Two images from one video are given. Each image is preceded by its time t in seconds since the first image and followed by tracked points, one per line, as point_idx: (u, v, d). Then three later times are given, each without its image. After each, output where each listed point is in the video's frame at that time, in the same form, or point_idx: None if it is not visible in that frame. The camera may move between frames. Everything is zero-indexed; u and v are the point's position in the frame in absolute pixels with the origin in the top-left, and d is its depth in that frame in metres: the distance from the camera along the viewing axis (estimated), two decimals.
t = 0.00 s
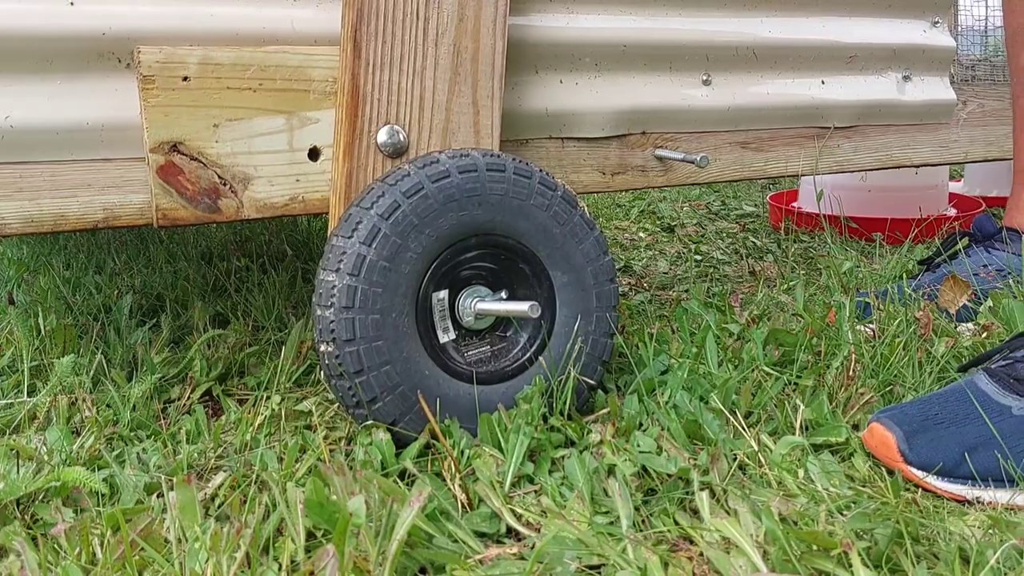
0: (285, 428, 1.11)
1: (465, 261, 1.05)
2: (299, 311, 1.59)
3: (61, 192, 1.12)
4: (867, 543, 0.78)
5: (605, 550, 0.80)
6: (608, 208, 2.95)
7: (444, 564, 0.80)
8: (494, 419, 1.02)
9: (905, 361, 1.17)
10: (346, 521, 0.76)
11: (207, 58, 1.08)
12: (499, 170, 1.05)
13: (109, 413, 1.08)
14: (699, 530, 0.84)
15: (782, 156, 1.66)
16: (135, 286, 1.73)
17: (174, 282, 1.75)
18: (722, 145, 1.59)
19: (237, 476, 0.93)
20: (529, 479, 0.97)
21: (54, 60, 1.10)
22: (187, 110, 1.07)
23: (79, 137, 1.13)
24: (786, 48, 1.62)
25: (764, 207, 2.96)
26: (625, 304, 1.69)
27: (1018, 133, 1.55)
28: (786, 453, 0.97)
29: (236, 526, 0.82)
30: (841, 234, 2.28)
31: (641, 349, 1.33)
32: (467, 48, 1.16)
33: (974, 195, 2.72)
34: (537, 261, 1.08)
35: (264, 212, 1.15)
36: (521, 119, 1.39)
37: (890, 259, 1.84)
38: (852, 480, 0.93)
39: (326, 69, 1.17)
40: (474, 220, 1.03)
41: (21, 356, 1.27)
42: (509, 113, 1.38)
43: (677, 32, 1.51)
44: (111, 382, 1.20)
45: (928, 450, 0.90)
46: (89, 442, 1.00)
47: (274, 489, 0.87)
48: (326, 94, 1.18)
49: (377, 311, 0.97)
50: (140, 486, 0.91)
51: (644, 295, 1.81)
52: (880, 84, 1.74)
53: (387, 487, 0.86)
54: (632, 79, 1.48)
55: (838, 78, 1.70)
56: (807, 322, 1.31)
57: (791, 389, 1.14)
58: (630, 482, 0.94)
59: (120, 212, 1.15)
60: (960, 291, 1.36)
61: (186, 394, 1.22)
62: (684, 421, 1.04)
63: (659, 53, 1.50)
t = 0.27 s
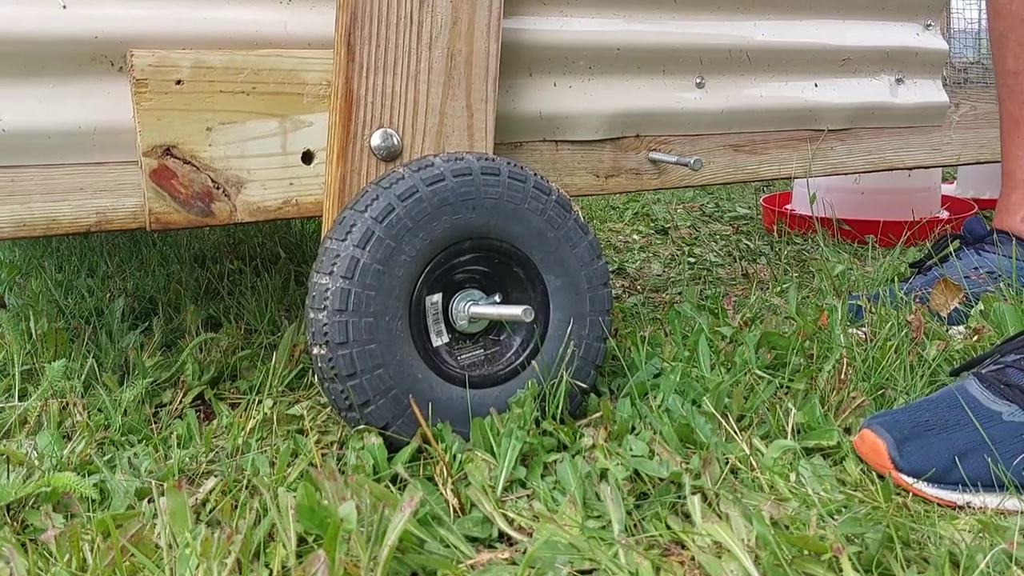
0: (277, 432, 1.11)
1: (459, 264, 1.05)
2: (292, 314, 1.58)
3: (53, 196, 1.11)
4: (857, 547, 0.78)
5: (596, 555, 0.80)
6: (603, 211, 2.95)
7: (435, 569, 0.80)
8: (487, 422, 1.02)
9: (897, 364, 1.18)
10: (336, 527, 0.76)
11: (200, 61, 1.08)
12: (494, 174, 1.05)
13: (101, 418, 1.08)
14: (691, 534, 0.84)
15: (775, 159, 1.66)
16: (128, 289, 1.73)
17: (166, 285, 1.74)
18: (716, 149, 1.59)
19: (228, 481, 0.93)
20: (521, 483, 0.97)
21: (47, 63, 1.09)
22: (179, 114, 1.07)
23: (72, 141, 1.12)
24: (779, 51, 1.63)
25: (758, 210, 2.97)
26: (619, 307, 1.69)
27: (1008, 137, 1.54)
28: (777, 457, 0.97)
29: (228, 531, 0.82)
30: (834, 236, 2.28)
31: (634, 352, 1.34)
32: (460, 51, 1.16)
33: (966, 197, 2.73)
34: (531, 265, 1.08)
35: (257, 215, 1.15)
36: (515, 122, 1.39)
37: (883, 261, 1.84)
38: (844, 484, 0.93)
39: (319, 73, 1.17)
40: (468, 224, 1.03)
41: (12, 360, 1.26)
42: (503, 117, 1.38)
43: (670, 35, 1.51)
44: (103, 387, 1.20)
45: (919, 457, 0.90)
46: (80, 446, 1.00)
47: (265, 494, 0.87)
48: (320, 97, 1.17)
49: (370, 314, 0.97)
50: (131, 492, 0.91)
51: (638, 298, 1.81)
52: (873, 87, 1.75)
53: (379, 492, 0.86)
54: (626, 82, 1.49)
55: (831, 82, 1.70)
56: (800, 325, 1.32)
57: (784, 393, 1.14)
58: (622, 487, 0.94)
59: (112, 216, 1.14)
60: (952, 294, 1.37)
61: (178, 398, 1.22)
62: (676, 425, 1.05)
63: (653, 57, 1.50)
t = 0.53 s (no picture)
0: (274, 441, 1.11)
1: (455, 274, 1.05)
2: (289, 322, 1.58)
3: (48, 207, 1.11)
4: (852, 560, 0.79)
5: (592, 566, 0.80)
6: (599, 215, 2.96)
7: None
8: (483, 432, 1.02)
9: (892, 373, 1.18)
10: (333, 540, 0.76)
11: (196, 71, 1.08)
12: (490, 184, 1.06)
13: (97, 428, 1.08)
14: (687, 546, 0.84)
15: (771, 166, 1.66)
16: (125, 297, 1.73)
17: (163, 292, 1.74)
18: (711, 156, 1.60)
19: (225, 492, 0.93)
20: (517, 493, 0.97)
21: (42, 74, 1.10)
22: (175, 124, 1.07)
23: (67, 151, 1.12)
24: (774, 58, 1.63)
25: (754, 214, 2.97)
26: (615, 314, 1.69)
27: (1003, 144, 1.55)
28: (773, 467, 0.97)
29: (224, 544, 0.82)
30: (830, 241, 2.29)
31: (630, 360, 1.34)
32: (455, 60, 1.17)
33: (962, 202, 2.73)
34: (526, 274, 1.08)
35: (254, 225, 1.15)
36: (510, 130, 1.40)
37: (878, 268, 1.85)
38: (839, 494, 0.94)
39: (315, 83, 1.17)
40: (465, 234, 1.03)
41: (8, 370, 1.26)
42: (498, 125, 1.38)
43: (665, 43, 1.51)
44: (99, 397, 1.20)
45: (912, 467, 0.91)
46: (77, 457, 1.00)
47: (262, 507, 0.87)
48: (316, 107, 1.17)
49: (367, 324, 0.97)
50: (127, 504, 0.91)
51: (634, 304, 1.82)
52: (868, 93, 1.75)
53: (375, 504, 0.85)
54: (621, 90, 1.49)
55: (826, 88, 1.71)
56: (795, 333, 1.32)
57: (779, 401, 1.15)
58: (618, 497, 0.94)
59: (107, 226, 1.14)
60: (946, 301, 1.38)
61: (174, 408, 1.22)
62: (672, 434, 1.05)
63: (648, 64, 1.50)
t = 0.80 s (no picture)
0: (275, 454, 1.11)
1: (456, 287, 1.05)
2: (290, 331, 1.58)
3: (49, 220, 1.12)
4: None
5: None
6: (599, 220, 2.96)
7: None
8: (484, 446, 1.02)
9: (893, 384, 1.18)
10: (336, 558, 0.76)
11: (197, 85, 1.08)
12: (491, 197, 1.06)
13: (98, 442, 1.08)
14: (689, 562, 0.85)
15: (771, 174, 1.67)
16: (125, 305, 1.73)
17: (163, 301, 1.74)
18: (711, 165, 1.60)
19: (226, 508, 0.93)
20: (519, 508, 0.97)
21: (42, 88, 1.10)
22: (176, 138, 1.07)
23: (68, 165, 1.12)
24: (774, 67, 1.63)
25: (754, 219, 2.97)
26: (615, 322, 1.69)
27: (1004, 154, 1.56)
28: (774, 480, 0.97)
29: (226, 562, 0.82)
30: (830, 247, 2.29)
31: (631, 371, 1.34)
32: (456, 72, 1.17)
33: (961, 207, 2.73)
34: (527, 287, 1.08)
35: (255, 238, 1.15)
36: (511, 140, 1.40)
37: (878, 275, 1.85)
38: (840, 509, 0.94)
39: (315, 95, 1.17)
40: (465, 247, 1.03)
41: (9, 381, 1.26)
42: (498, 135, 1.38)
43: (666, 53, 1.51)
44: (100, 409, 1.20)
45: (915, 480, 0.91)
46: (78, 472, 1.00)
47: (263, 523, 0.87)
48: (316, 119, 1.17)
49: (367, 338, 0.97)
50: (128, 520, 0.91)
51: (634, 312, 1.82)
52: (868, 101, 1.75)
53: (377, 521, 0.85)
54: (621, 100, 1.49)
55: (826, 97, 1.71)
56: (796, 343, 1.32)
57: (780, 413, 1.15)
58: (620, 511, 0.95)
59: (107, 239, 1.15)
60: (947, 312, 1.39)
61: (175, 420, 1.22)
62: (673, 448, 1.05)
63: (648, 74, 1.50)
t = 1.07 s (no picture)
0: (276, 463, 1.10)
1: (457, 296, 1.05)
2: (289, 338, 1.58)
3: (49, 231, 1.11)
4: None
5: None
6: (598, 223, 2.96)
7: None
8: (487, 456, 1.02)
9: (895, 392, 1.18)
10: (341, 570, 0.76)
11: (196, 95, 1.08)
12: (491, 206, 1.06)
13: (99, 452, 1.08)
14: (692, 573, 0.85)
15: (770, 180, 1.66)
16: (124, 312, 1.72)
17: (162, 307, 1.74)
18: (711, 171, 1.60)
19: (227, 520, 0.93)
20: (521, 518, 0.97)
21: (41, 98, 1.10)
22: (176, 148, 1.07)
23: (67, 175, 1.12)
24: (773, 72, 1.63)
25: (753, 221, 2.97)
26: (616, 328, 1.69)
27: (1005, 159, 1.57)
28: (777, 490, 0.97)
29: None
30: (830, 251, 2.29)
31: (632, 378, 1.34)
32: (454, 80, 1.16)
33: (960, 209, 2.74)
34: (528, 296, 1.08)
35: (254, 248, 1.15)
36: (510, 148, 1.39)
37: (878, 280, 1.85)
38: (844, 519, 0.94)
39: (315, 104, 1.17)
40: (466, 256, 1.03)
41: (9, 391, 1.26)
42: (498, 143, 1.38)
43: (665, 60, 1.51)
44: (101, 418, 1.20)
45: (920, 490, 0.91)
46: (79, 484, 1.00)
47: (266, 536, 0.87)
48: (316, 128, 1.17)
49: (369, 349, 0.97)
50: (131, 532, 0.91)
51: (634, 317, 1.82)
52: (867, 106, 1.75)
53: (380, 533, 0.85)
54: (620, 107, 1.49)
55: (825, 103, 1.71)
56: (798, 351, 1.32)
57: (782, 421, 1.15)
58: (622, 521, 0.95)
59: (107, 248, 1.15)
60: (948, 318, 1.40)
61: (175, 429, 1.22)
62: (676, 456, 1.05)
63: (647, 80, 1.50)
